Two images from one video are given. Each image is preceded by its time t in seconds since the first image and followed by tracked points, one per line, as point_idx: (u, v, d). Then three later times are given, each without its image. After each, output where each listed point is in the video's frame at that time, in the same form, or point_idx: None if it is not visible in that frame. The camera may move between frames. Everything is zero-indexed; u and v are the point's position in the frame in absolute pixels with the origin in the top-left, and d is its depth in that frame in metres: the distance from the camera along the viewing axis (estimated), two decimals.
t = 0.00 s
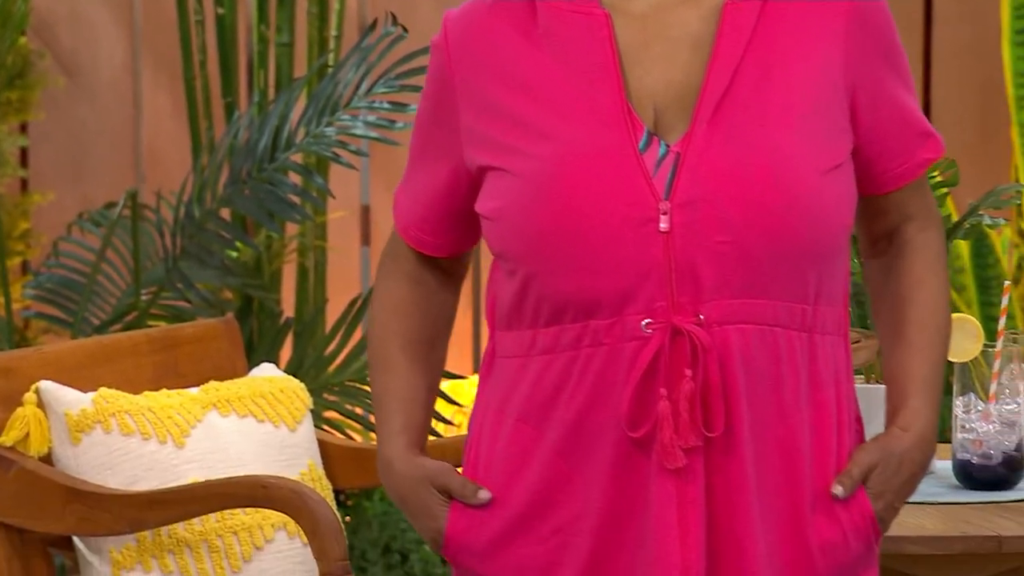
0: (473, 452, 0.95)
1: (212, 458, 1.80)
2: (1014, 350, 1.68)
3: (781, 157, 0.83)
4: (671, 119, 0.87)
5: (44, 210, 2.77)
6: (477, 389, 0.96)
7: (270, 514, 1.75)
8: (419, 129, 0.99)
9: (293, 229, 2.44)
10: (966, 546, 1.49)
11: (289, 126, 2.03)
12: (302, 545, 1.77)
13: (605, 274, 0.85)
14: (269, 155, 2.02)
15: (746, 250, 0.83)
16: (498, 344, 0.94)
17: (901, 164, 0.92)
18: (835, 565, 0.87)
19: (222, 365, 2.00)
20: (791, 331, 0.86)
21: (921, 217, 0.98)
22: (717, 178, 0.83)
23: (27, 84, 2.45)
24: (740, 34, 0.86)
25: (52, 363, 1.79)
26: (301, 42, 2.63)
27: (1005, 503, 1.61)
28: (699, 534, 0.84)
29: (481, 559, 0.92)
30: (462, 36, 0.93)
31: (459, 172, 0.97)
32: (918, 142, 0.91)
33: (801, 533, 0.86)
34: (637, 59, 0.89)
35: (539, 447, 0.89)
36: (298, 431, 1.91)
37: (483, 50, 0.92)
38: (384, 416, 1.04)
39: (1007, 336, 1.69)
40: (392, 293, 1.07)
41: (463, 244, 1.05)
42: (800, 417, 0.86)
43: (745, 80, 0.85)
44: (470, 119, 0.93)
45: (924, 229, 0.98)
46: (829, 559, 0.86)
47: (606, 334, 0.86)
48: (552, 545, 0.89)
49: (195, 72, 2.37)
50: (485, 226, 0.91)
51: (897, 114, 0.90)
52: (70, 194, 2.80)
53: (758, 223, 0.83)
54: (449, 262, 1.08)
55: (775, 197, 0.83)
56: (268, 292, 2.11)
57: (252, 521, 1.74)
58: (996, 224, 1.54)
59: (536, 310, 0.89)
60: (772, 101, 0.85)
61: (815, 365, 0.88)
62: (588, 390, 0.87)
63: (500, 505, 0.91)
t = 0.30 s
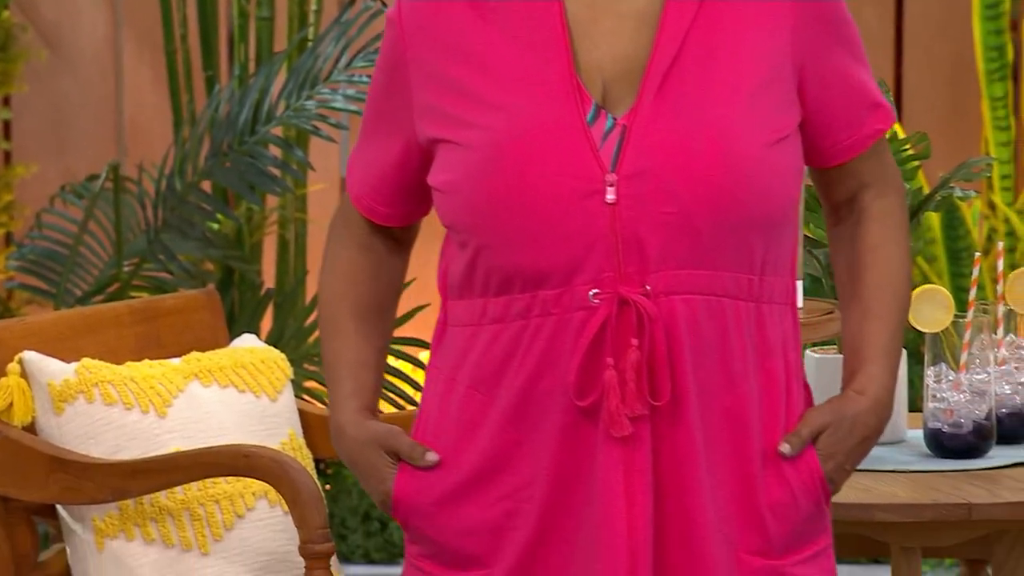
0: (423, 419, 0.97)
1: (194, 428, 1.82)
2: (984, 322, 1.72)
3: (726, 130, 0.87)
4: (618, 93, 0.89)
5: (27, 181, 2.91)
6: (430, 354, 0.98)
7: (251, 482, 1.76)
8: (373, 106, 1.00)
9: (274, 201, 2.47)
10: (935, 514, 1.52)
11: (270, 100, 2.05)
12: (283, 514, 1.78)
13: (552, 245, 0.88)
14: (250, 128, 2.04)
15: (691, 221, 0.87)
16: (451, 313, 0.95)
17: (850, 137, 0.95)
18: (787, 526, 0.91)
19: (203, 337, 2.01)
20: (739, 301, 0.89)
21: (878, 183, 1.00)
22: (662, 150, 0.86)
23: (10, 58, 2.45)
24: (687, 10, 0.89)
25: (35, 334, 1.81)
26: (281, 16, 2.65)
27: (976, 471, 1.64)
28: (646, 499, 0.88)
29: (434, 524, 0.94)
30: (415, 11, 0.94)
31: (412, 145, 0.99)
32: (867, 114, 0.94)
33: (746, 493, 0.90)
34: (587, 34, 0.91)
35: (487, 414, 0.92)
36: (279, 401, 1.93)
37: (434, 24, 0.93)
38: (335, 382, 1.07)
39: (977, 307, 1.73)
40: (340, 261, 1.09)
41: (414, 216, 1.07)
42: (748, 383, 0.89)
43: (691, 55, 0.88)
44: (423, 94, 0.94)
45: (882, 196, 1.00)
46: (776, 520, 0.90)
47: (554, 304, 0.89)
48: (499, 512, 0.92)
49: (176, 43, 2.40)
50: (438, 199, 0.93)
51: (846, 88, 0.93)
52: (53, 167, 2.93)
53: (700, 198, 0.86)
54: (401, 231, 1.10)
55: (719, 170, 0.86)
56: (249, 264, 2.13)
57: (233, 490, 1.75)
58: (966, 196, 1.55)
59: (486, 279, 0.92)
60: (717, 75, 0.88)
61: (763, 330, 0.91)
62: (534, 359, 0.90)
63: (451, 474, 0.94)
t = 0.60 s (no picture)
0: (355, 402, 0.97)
1: (178, 396, 1.83)
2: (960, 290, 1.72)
3: (672, 105, 0.86)
4: (569, 69, 0.89)
5: (11, 151, 2.91)
6: (382, 326, 0.98)
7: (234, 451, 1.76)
8: (335, 79, 1.01)
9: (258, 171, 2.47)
10: (915, 481, 1.53)
11: (254, 70, 2.06)
12: (268, 482, 1.78)
13: (498, 220, 0.88)
14: (232, 99, 2.05)
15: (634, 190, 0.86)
16: (405, 284, 0.96)
17: (814, 109, 0.94)
18: (748, 498, 0.90)
19: (187, 306, 2.02)
20: (688, 277, 0.89)
21: (854, 150, 0.98)
22: (608, 127, 0.85)
23: None
24: None
25: (20, 303, 1.82)
26: None
27: (952, 439, 1.65)
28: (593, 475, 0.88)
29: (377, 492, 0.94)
30: None
31: (370, 122, 1.00)
32: (829, 87, 0.93)
33: (697, 467, 0.90)
34: (540, 11, 0.90)
35: (433, 386, 0.92)
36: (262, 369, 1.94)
37: None
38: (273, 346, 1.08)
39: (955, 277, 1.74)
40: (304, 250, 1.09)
41: (372, 188, 1.07)
42: (702, 356, 0.89)
43: (640, 33, 0.87)
44: (377, 71, 0.95)
45: (862, 162, 0.99)
46: (731, 495, 0.90)
47: (501, 278, 0.89)
48: (444, 481, 0.92)
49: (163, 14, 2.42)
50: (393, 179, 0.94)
51: (806, 64, 0.92)
52: (38, 136, 2.92)
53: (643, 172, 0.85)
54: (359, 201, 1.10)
55: (667, 146, 0.85)
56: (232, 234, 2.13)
57: (217, 459, 1.76)
58: (943, 165, 1.56)
59: (436, 253, 0.92)
60: (666, 53, 0.87)
61: (719, 305, 0.90)
62: (483, 332, 0.90)
63: (397, 447, 0.93)
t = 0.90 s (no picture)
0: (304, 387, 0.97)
1: (166, 363, 1.84)
2: (945, 259, 1.75)
3: (622, 74, 0.86)
4: (527, 39, 0.89)
5: None
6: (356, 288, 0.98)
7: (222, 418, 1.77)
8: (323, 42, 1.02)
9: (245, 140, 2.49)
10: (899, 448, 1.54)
11: (240, 40, 2.06)
12: (256, 449, 1.79)
13: (447, 187, 0.89)
14: (220, 68, 2.06)
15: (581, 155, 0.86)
16: (376, 246, 0.96)
17: (787, 78, 0.93)
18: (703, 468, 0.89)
19: (175, 275, 2.02)
20: (637, 245, 0.89)
21: (833, 116, 0.97)
22: (557, 95, 0.86)
23: None
24: None
25: (9, 272, 1.83)
26: None
27: (934, 406, 1.67)
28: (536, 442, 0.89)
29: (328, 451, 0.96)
30: None
31: (347, 90, 1.01)
32: (802, 55, 0.93)
33: (655, 439, 0.89)
34: None
35: (389, 349, 0.93)
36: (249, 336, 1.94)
37: None
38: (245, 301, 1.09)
39: (939, 245, 1.76)
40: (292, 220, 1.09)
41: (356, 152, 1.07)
42: (660, 324, 0.88)
43: None
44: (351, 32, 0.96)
45: (842, 128, 0.97)
46: (685, 467, 0.89)
47: (451, 244, 0.91)
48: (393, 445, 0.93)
49: None
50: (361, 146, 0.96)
51: (778, 31, 0.92)
52: (27, 108, 2.94)
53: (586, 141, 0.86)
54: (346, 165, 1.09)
55: (614, 115, 0.85)
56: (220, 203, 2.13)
57: (204, 426, 1.76)
58: (928, 134, 1.56)
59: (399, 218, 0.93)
60: (622, 21, 0.87)
61: (673, 274, 0.90)
62: (435, 296, 0.91)
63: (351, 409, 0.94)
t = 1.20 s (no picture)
0: (306, 320, 1.11)
1: (161, 327, 1.84)
2: (940, 222, 1.75)
3: (575, 38, 0.95)
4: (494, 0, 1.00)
5: None
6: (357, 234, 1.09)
7: (218, 382, 1.78)
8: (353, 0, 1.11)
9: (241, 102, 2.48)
10: (894, 412, 1.54)
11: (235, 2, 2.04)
12: (252, 414, 1.80)
13: (412, 142, 1.02)
14: (215, 31, 2.04)
15: (533, 121, 0.96)
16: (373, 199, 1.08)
17: (779, 39, 0.99)
18: (646, 426, 0.98)
19: (171, 238, 2.02)
20: (597, 205, 0.98)
21: (835, 74, 1.01)
22: (515, 58, 0.96)
23: None
24: None
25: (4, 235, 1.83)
26: None
27: (929, 369, 1.67)
28: (485, 396, 0.98)
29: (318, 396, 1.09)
30: None
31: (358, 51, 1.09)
32: (793, 16, 0.98)
33: (589, 394, 0.97)
34: None
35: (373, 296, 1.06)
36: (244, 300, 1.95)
37: None
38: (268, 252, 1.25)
39: (935, 209, 1.77)
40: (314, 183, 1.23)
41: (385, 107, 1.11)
42: (614, 285, 0.97)
43: None
44: None
45: (841, 86, 1.01)
46: (631, 420, 0.97)
47: (415, 202, 1.03)
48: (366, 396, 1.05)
49: None
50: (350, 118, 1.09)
51: None
52: (19, 67, 2.92)
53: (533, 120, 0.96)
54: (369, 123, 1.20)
55: (565, 76, 0.95)
56: (215, 165, 2.13)
57: (200, 390, 1.77)
58: (923, 98, 1.55)
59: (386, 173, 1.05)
60: None
61: (635, 234, 0.99)
62: (405, 252, 1.03)
63: (341, 368, 1.07)
